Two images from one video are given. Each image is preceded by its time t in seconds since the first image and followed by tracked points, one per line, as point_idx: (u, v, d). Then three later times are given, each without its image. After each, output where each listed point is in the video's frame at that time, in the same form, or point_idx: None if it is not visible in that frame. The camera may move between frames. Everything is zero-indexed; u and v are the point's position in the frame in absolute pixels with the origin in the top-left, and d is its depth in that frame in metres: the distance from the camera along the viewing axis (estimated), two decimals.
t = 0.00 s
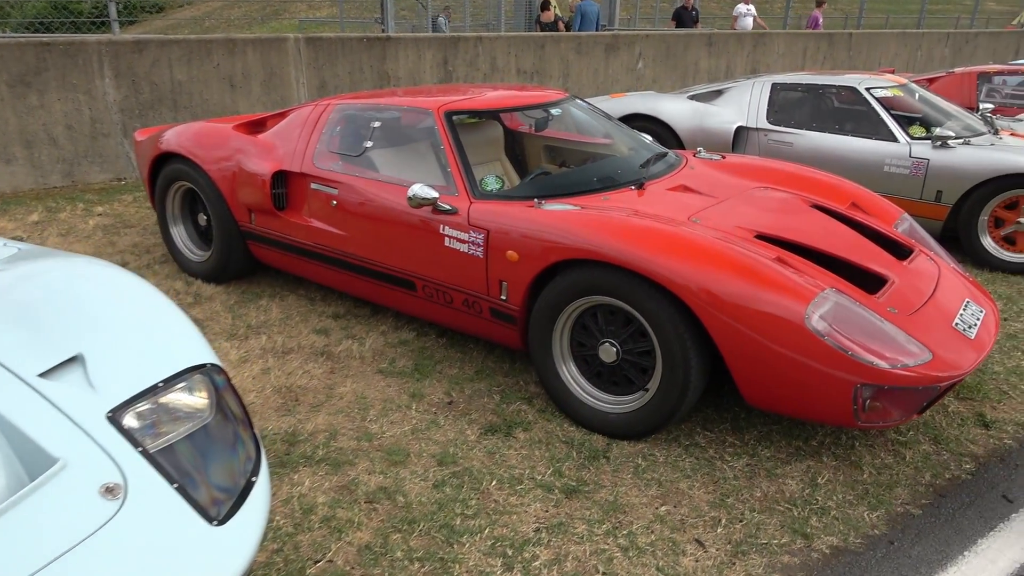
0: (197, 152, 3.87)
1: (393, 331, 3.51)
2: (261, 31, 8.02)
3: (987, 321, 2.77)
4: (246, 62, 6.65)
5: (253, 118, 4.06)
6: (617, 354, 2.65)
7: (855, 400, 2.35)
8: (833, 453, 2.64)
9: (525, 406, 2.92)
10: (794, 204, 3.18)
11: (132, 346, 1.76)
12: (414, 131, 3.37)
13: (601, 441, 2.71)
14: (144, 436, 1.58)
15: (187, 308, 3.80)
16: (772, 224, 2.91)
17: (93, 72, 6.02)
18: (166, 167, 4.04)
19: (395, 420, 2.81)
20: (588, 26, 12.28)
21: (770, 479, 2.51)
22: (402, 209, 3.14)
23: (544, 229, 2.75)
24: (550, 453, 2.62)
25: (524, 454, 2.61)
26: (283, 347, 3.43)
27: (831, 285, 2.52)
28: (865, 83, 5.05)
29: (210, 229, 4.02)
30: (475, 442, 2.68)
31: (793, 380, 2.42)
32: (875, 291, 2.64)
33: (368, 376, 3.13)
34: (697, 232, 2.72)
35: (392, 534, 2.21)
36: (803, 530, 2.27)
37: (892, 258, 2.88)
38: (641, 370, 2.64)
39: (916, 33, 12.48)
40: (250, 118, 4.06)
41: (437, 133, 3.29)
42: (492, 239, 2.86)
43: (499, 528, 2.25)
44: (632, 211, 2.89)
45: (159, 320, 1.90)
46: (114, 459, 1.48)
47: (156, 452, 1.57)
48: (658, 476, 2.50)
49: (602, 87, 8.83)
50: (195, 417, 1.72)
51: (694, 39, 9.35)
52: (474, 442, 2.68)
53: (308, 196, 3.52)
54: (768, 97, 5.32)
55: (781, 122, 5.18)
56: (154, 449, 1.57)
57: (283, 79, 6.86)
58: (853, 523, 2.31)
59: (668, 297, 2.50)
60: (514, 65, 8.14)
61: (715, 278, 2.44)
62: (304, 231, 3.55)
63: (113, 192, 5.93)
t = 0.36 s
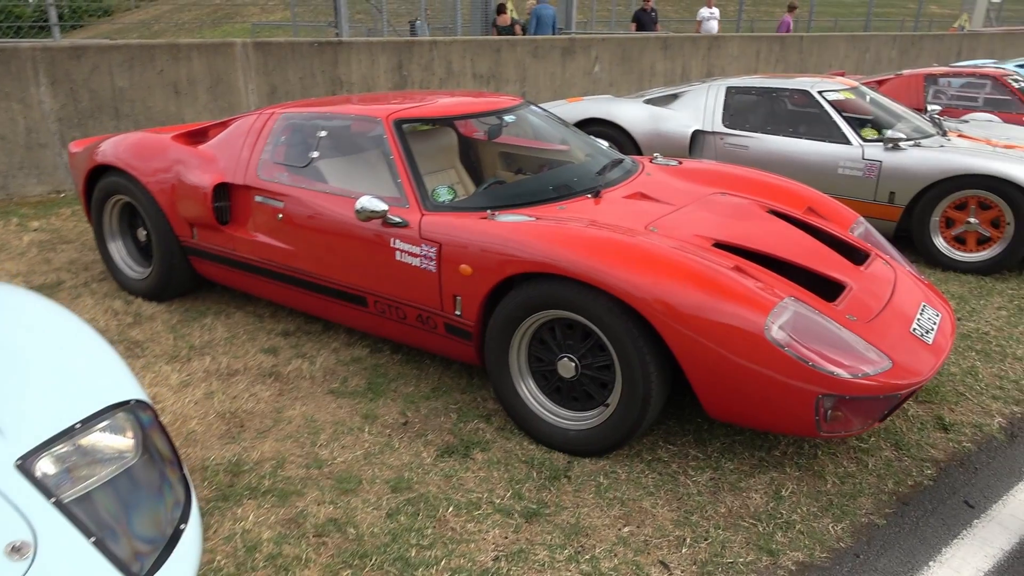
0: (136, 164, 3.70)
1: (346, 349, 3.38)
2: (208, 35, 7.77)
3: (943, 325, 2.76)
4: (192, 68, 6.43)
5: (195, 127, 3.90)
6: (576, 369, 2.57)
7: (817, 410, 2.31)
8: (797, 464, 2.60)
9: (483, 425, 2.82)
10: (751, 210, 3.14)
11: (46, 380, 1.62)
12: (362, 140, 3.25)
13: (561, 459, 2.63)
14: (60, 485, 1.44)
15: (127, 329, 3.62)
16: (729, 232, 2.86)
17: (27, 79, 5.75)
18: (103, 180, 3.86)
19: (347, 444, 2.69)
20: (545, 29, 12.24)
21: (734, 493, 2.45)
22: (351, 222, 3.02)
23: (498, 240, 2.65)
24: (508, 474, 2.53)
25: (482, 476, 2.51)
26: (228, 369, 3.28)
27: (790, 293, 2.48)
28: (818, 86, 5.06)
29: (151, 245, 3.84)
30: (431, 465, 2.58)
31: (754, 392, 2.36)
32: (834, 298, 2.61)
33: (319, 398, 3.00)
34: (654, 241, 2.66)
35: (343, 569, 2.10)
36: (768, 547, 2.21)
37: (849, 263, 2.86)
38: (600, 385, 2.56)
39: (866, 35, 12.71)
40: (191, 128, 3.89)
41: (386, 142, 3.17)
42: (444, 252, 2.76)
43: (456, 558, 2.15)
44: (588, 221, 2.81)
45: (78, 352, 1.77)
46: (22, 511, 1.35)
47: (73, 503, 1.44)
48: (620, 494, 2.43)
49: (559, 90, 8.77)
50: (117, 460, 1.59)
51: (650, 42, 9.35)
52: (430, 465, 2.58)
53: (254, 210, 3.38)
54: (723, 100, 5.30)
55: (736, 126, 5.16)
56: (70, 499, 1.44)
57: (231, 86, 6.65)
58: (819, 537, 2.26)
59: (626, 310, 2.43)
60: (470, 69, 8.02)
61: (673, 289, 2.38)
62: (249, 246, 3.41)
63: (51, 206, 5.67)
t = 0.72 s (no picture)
0: (72, 186, 3.54)
1: (298, 372, 3.26)
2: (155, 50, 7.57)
3: (905, 328, 2.74)
4: (137, 83, 6.24)
5: (135, 145, 3.75)
6: (535, 387, 2.49)
7: (781, 421, 2.25)
8: (763, 474, 2.54)
9: (442, 446, 2.72)
10: (709, 217, 3.09)
11: None
12: (308, 155, 3.14)
13: (523, 480, 2.54)
14: None
15: (67, 358, 3.45)
16: (688, 239, 2.81)
17: None
18: (38, 203, 3.69)
19: (299, 473, 2.57)
20: (501, 36, 12.20)
21: (701, 508, 2.38)
22: (298, 241, 2.91)
23: (450, 256, 2.56)
24: (468, 498, 2.43)
25: (441, 502, 2.41)
26: (174, 397, 3.14)
27: (750, 301, 2.43)
28: (772, 88, 5.05)
29: (91, 269, 3.68)
30: (388, 492, 2.47)
31: (717, 405, 2.30)
32: (795, 305, 2.56)
33: (270, 425, 2.88)
34: (611, 252, 2.59)
35: None
36: (737, 564, 2.15)
37: (809, 267, 2.82)
38: (561, 402, 2.48)
39: (818, 36, 12.90)
40: (131, 146, 3.75)
41: (332, 155, 3.06)
42: (395, 269, 2.65)
43: None
44: (544, 233, 2.74)
45: None
46: None
47: None
48: (584, 515, 2.35)
49: (517, 98, 8.71)
50: (33, 512, 1.46)
51: (606, 48, 9.35)
52: (387, 492, 2.47)
53: (197, 230, 3.25)
54: (680, 104, 5.26)
55: (693, 130, 5.12)
56: None
57: (178, 100, 6.47)
58: (788, 551, 2.20)
59: (584, 324, 2.35)
60: (425, 78, 7.92)
61: (631, 301, 2.31)
62: (195, 269, 3.28)
63: None
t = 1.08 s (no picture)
0: (7, 208, 3.37)
1: (249, 399, 3.12)
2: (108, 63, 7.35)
3: (872, 339, 2.68)
4: (87, 98, 6.03)
5: (74, 163, 3.59)
6: (492, 412, 2.38)
7: (747, 443, 2.16)
8: (731, 497, 2.46)
9: (397, 476, 2.60)
10: (672, 229, 3.01)
11: None
12: (253, 172, 3.01)
13: (482, 510, 2.42)
14: None
15: (3, 389, 3.26)
16: (650, 253, 2.72)
17: None
18: None
19: (245, 509, 2.43)
20: (466, 44, 12.12)
21: (666, 535, 2.29)
22: (243, 263, 2.78)
23: (401, 277, 2.44)
24: (424, 532, 2.31)
25: (394, 537, 2.29)
26: (116, 429, 2.97)
27: (714, 318, 2.35)
28: (735, 95, 5.01)
29: (29, 293, 3.50)
30: (339, 527, 2.33)
31: (681, 428, 2.20)
32: (759, 319, 2.49)
33: (217, 457, 2.73)
34: (570, 269, 2.48)
35: None
36: None
37: (773, 279, 2.75)
38: (519, 428, 2.37)
39: (780, 41, 13.01)
40: (71, 164, 3.58)
41: (278, 172, 2.92)
42: (344, 291, 2.53)
43: None
44: (500, 250, 2.63)
45: None
46: None
47: None
48: (545, 546, 2.24)
49: (482, 107, 8.62)
50: None
51: (570, 56, 9.31)
52: (338, 527, 2.34)
53: (139, 252, 3.10)
54: (643, 112, 5.18)
55: (656, 138, 5.06)
56: None
57: (130, 114, 6.28)
58: None
59: (541, 347, 2.24)
60: (387, 88, 7.78)
61: (589, 321, 2.21)
62: (137, 293, 3.12)
63: None
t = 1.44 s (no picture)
0: None
1: (197, 429, 2.97)
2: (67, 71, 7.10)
3: (841, 359, 2.60)
4: (42, 108, 5.80)
5: (14, 179, 3.43)
6: (446, 443, 2.26)
7: (713, 474, 2.06)
8: (699, 526, 2.35)
9: (349, 510, 2.47)
10: (637, 245, 2.92)
11: None
12: (198, 189, 2.86)
13: (437, 547, 2.30)
14: None
15: None
16: (613, 270, 2.62)
17: None
18: None
19: (184, 550, 2.29)
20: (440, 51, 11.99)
21: (630, 571, 2.18)
22: (185, 287, 2.63)
23: (349, 301, 2.31)
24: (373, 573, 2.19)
25: None
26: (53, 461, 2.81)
27: (677, 341, 2.25)
28: (705, 103, 4.93)
29: None
30: (283, 569, 2.20)
31: (644, 459, 2.09)
32: (725, 341, 2.39)
33: (158, 493, 2.59)
34: (529, 290, 2.37)
35: None
36: None
37: (741, 297, 2.66)
38: (475, 458, 2.25)
39: (753, 48, 13.04)
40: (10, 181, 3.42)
41: (223, 190, 2.78)
42: (290, 316, 2.40)
43: None
44: (456, 270, 2.51)
45: None
46: None
47: None
48: None
49: (454, 116, 8.48)
50: None
51: (543, 64, 9.22)
52: (282, 568, 2.21)
53: (78, 274, 2.95)
54: (612, 122, 5.08)
55: (625, 148, 4.96)
56: None
57: (89, 125, 6.08)
58: None
59: (495, 376, 2.12)
60: (357, 97, 7.60)
61: (546, 348, 2.10)
62: (76, 316, 2.97)
63: None
